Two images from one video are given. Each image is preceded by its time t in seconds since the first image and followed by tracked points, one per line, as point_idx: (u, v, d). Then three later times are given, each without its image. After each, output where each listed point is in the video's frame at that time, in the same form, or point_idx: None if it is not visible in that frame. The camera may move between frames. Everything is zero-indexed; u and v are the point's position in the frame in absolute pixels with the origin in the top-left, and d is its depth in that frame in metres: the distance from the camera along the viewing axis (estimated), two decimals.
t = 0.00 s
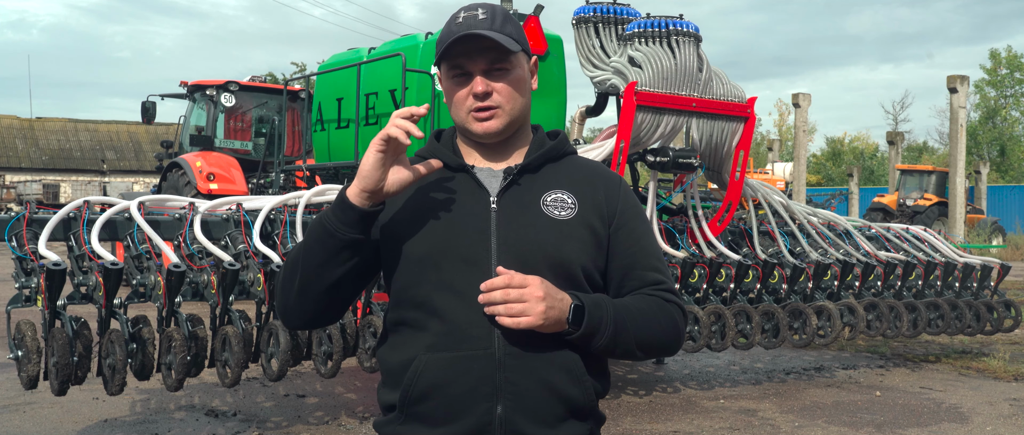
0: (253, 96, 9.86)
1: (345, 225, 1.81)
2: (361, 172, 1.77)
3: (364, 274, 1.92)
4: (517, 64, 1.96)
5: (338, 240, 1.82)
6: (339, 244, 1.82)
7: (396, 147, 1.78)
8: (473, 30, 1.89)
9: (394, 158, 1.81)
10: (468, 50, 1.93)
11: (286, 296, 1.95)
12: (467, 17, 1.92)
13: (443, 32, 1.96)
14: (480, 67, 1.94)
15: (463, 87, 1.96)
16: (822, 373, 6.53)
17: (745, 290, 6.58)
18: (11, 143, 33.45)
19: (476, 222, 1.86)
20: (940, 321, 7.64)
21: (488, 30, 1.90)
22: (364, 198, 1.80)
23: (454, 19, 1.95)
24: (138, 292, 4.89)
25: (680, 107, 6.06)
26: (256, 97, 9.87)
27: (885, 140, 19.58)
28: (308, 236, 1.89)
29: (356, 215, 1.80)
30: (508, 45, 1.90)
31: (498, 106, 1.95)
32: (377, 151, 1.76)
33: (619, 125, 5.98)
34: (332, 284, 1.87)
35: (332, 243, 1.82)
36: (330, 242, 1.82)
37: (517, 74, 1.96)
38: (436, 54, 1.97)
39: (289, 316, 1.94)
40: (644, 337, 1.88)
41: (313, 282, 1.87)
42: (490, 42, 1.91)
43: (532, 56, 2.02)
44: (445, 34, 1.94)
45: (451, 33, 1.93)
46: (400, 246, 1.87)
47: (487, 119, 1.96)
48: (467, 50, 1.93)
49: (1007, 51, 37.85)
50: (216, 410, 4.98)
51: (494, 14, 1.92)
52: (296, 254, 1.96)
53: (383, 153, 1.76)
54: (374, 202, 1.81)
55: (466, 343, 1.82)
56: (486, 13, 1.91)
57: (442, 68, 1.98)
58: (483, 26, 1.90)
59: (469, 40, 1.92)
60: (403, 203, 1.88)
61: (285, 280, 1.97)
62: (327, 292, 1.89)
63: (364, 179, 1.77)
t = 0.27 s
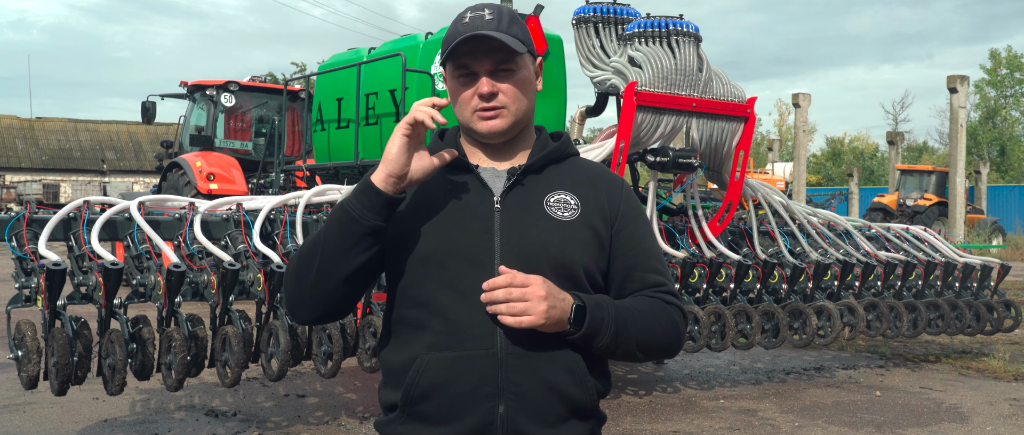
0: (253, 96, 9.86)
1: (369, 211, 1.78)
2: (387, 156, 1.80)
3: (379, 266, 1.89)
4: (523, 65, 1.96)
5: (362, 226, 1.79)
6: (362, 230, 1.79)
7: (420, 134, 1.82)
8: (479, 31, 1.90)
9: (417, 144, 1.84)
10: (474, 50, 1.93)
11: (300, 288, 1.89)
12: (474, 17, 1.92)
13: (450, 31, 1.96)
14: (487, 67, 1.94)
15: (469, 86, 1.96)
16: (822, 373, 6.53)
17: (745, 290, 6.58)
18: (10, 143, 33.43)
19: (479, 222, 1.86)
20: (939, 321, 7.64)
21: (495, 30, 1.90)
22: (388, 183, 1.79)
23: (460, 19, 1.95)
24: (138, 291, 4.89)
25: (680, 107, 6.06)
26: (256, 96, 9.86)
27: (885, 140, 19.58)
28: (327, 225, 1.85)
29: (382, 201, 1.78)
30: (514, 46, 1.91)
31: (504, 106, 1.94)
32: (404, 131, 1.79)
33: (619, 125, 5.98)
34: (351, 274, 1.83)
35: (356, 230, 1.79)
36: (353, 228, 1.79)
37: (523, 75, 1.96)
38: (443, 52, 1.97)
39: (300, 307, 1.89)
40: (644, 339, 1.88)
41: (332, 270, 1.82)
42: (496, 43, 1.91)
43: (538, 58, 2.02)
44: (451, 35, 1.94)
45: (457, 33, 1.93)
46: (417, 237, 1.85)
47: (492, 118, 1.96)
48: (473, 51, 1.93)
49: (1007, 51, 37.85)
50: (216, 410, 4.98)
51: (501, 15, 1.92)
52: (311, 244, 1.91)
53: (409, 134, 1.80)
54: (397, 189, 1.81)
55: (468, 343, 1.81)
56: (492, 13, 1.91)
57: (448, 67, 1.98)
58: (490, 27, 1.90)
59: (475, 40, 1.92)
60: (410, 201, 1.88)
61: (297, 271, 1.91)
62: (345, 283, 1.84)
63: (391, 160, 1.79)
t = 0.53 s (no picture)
0: (253, 96, 9.86)
1: (389, 279, 1.71)
2: (404, 227, 1.68)
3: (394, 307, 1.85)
4: (534, 65, 1.98)
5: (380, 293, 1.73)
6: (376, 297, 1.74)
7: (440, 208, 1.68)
8: (496, 25, 1.90)
9: (437, 214, 1.71)
10: (488, 46, 1.93)
11: (313, 327, 1.86)
12: (491, 12, 1.91)
13: (465, 24, 1.94)
14: (499, 64, 1.95)
15: (479, 82, 1.95)
16: (822, 373, 6.53)
17: (745, 290, 6.59)
18: (11, 143, 33.43)
19: (482, 222, 1.86)
20: (939, 321, 7.64)
21: (511, 27, 1.91)
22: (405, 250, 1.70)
23: (476, 14, 1.94)
24: (138, 291, 4.89)
25: (680, 107, 6.06)
26: (256, 96, 9.86)
27: (885, 140, 19.57)
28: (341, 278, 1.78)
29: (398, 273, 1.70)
30: (530, 44, 1.93)
31: (513, 104, 1.94)
32: (422, 209, 1.65)
33: (619, 125, 5.99)
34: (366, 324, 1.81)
35: (375, 295, 1.74)
36: (372, 293, 1.74)
37: (533, 75, 1.97)
38: (455, 45, 1.96)
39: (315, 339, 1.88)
40: (644, 342, 1.89)
41: (351, 322, 1.80)
42: (512, 40, 1.92)
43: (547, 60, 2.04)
44: (466, 28, 1.93)
45: (473, 27, 1.92)
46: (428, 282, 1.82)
47: (499, 115, 1.95)
48: (487, 45, 1.94)
49: (1007, 51, 37.84)
50: (216, 410, 4.98)
51: (517, 14, 1.93)
52: (322, 283, 1.86)
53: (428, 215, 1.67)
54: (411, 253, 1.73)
55: (470, 343, 1.81)
56: (509, 11, 1.91)
57: (459, 61, 1.97)
58: (506, 23, 1.91)
59: (490, 35, 1.92)
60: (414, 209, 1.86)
61: (309, 306, 1.88)
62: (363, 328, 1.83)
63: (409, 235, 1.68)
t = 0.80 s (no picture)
0: (253, 96, 9.86)
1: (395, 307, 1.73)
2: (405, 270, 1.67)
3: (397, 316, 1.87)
4: (542, 72, 1.98)
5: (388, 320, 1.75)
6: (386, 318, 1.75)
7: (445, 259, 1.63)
8: (508, 30, 1.90)
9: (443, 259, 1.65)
10: (498, 49, 1.93)
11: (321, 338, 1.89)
12: (503, 15, 1.91)
13: (476, 24, 1.94)
14: (508, 68, 1.95)
15: (486, 85, 1.95)
16: (822, 373, 6.53)
17: (746, 290, 6.58)
18: (11, 144, 33.42)
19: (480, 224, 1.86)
20: (939, 321, 7.64)
21: (523, 33, 1.91)
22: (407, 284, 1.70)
23: (488, 14, 1.93)
24: (138, 291, 4.89)
25: (680, 107, 6.06)
26: (256, 96, 9.87)
27: (885, 140, 19.58)
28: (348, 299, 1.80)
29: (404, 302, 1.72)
30: (540, 51, 1.93)
31: (518, 110, 1.95)
32: (422, 263, 1.62)
33: (619, 125, 5.98)
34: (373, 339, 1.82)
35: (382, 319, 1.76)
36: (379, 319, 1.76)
37: (540, 82, 1.97)
38: (464, 45, 1.96)
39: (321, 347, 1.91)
40: (640, 344, 1.89)
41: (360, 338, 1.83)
42: (522, 46, 1.92)
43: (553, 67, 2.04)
44: (477, 28, 1.93)
45: (484, 28, 1.92)
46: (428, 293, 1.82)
47: (503, 120, 1.96)
48: (497, 49, 1.94)
49: (1007, 51, 37.85)
50: (216, 410, 4.98)
51: (529, 19, 1.93)
52: (326, 298, 1.86)
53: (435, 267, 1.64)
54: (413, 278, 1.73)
55: (467, 344, 1.81)
56: (522, 15, 1.92)
57: (467, 61, 1.96)
58: (518, 28, 1.91)
59: (501, 39, 1.92)
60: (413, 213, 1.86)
61: (313, 319, 1.89)
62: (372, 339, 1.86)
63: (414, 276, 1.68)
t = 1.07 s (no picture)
0: (253, 96, 9.86)
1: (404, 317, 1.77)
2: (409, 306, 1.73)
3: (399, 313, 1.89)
4: (549, 78, 1.98)
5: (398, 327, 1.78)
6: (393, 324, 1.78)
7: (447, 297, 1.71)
8: (523, 35, 1.89)
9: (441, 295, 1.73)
10: (509, 52, 1.92)
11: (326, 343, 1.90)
12: (518, 19, 1.90)
13: (488, 25, 1.92)
14: (517, 72, 1.94)
15: (494, 87, 1.94)
16: (822, 373, 6.53)
17: (746, 290, 6.58)
18: (11, 144, 33.43)
19: (477, 226, 1.86)
20: (939, 321, 7.64)
21: (536, 39, 1.90)
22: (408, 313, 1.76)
23: (501, 15, 1.92)
24: (138, 291, 4.89)
25: (679, 107, 6.06)
26: (256, 96, 9.86)
27: (885, 140, 19.58)
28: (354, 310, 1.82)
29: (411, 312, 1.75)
30: (551, 58, 1.93)
31: (524, 116, 1.96)
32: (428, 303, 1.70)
33: (619, 125, 5.98)
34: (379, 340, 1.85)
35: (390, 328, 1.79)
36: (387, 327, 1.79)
37: (547, 88, 1.98)
38: (475, 45, 1.94)
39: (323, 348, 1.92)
40: (637, 347, 1.89)
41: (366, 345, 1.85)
42: (534, 51, 1.92)
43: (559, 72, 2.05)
44: (490, 29, 1.92)
45: (497, 30, 1.90)
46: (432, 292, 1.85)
47: (509, 124, 1.96)
48: (508, 52, 1.93)
49: (1007, 51, 37.85)
50: (216, 410, 4.98)
51: (543, 25, 1.92)
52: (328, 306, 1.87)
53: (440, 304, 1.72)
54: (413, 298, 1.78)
55: (463, 346, 1.82)
56: (536, 20, 1.91)
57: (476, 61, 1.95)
58: (532, 34, 1.90)
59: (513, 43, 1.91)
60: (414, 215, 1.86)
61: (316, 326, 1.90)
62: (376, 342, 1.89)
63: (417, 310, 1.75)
